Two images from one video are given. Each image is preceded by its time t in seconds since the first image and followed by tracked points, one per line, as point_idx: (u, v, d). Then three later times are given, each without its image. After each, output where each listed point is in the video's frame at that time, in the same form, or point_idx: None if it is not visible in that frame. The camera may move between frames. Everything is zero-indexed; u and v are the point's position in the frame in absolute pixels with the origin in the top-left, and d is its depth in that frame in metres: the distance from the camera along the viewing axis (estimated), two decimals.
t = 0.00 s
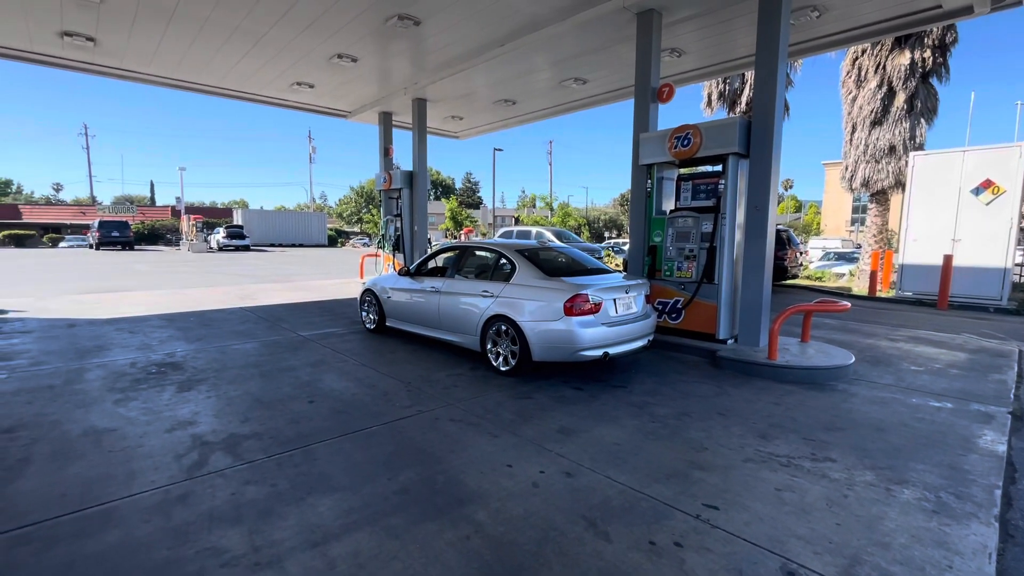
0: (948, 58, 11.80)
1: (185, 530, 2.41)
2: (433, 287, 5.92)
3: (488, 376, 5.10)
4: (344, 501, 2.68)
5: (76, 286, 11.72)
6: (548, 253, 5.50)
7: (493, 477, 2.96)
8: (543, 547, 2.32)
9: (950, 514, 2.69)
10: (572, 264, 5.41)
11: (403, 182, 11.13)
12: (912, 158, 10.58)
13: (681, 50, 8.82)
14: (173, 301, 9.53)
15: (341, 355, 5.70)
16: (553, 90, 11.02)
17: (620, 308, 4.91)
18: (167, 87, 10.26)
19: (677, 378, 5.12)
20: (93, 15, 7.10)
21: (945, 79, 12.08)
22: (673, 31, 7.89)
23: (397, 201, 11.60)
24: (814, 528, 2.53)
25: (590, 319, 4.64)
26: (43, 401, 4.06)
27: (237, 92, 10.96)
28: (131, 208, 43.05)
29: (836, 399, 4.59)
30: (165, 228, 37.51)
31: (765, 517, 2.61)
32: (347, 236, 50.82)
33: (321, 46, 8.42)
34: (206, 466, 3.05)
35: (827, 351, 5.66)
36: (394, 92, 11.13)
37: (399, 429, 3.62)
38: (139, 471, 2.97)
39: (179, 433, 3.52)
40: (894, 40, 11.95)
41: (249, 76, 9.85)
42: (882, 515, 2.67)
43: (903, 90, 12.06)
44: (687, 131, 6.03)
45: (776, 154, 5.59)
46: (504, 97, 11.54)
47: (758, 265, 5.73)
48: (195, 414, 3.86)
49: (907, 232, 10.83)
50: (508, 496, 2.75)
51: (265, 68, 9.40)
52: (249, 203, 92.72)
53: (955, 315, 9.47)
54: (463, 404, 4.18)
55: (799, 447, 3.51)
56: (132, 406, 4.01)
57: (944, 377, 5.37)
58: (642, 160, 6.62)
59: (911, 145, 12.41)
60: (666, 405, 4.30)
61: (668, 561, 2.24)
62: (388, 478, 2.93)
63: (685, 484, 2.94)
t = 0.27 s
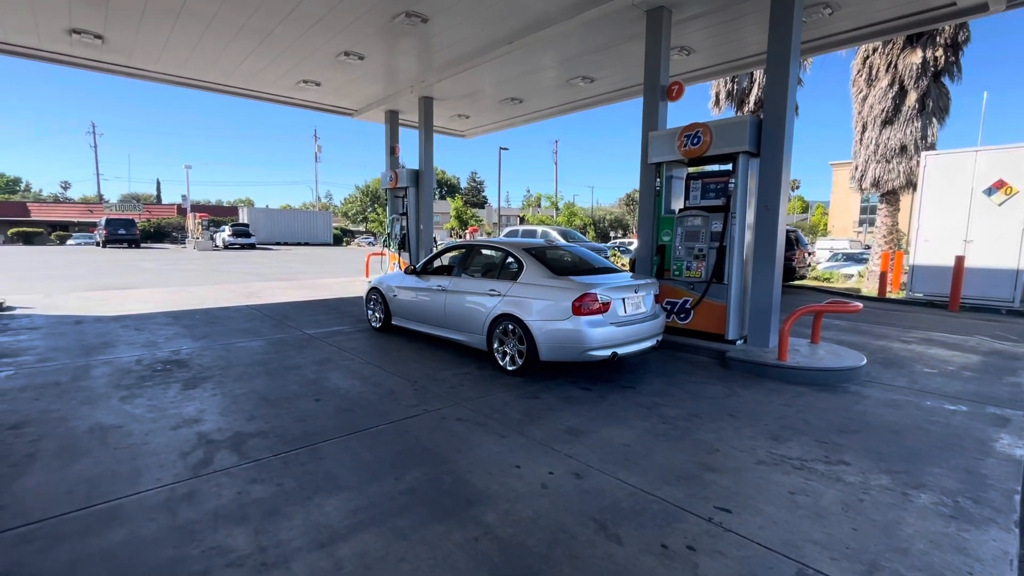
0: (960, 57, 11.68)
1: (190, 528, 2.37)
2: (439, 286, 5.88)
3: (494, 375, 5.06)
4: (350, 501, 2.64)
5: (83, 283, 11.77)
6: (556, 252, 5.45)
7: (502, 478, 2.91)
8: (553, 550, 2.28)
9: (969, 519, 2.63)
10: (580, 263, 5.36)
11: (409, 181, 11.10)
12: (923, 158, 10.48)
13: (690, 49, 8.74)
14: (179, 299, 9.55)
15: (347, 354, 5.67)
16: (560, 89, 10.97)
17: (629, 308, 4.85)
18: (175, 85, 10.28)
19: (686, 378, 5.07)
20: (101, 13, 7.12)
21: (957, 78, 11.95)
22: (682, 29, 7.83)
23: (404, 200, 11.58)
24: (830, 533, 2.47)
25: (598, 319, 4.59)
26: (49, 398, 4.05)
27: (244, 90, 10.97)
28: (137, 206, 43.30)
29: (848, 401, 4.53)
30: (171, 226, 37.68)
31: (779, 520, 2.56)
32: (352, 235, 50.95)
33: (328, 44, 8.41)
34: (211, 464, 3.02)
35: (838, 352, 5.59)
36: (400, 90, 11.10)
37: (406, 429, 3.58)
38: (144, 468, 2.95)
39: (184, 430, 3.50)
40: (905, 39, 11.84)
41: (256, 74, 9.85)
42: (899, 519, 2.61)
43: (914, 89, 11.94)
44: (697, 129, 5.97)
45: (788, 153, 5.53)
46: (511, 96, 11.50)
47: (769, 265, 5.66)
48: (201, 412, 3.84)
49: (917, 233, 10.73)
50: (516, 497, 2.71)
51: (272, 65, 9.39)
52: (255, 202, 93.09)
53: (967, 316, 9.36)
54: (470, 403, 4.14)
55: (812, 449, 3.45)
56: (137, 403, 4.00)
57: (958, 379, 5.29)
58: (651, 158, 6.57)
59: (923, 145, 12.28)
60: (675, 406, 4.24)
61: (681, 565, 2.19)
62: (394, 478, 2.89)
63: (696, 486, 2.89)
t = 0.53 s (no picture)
0: (971, 55, 11.55)
1: (191, 537, 2.28)
2: (445, 285, 5.78)
3: (501, 377, 4.96)
4: (356, 508, 2.55)
5: (85, 281, 11.70)
6: (563, 252, 5.35)
7: (512, 484, 2.82)
8: (568, 562, 2.18)
9: (1000, 531, 2.53)
10: (588, 263, 5.26)
11: (413, 179, 11.01)
12: (933, 157, 10.36)
13: (698, 46, 8.62)
14: (181, 297, 9.48)
15: (350, 354, 5.58)
16: (565, 87, 10.87)
17: (639, 308, 4.75)
18: (177, 82, 10.20)
19: (697, 381, 4.96)
20: (103, 8, 7.03)
21: (967, 77, 11.81)
22: (690, 25, 7.71)
23: (407, 199, 11.48)
24: (857, 545, 2.37)
25: (608, 320, 4.49)
26: (48, 398, 3.96)
27: (247, 87, 10.88)
28: (140, 204, 43.29)
29: (864, 405, 4.42)
30: (174, 225, 37.66)
31: (802, 532, 2.45)
32: (354, 234, 50.91)
33: (332, 40, 8.32)
34: (212, 468, 2.93)
35: (851, 355, 5.48)
36: (404, 88, 11.00)
37: (412, 432, 3.49)
38: (143, 472, 2.86)
39: (185, 433, 3.41)
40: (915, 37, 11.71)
41: (259, 71, 9.76)
42: (927, 531, 2.51)
43: (923, 88, 11.81)
44: (708, 126, 5.86)
45: (801, 151, 5.42)
46: (516, 94, 11.40)
47: (781, 266, 5.55)
48: (202, 413, 3.75)
49: (927, 233, 10.60)
50: (528, 505, 2.61)
51: (275, 62, 9.31)
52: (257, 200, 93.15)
53: (977, 318, 9.23)
54: (477, 406, 4.04)
55: (831, 456, 3.34)
56: (137, 404, 3.91)
57: (974, 383, 5.18)
58: (659, 156, 6.46)
59: (932, 144, 12.14)
60: (687, 409, 4.14)
61: None
62: (401, 484, 2.79)
63: (714, 494, 2.79)
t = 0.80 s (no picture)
0: (974, 56, 11.49)
1: (190, 547, 2.21)
2: (447, 286, 5.71)
3: (505, 379, 4.89)
4: (360, 516, 2.48)
5: (82, 280, 11.60)
6: (568, 252, 5.28)
7: (520, 492, 2.75)
8: (580, 574, 2.11)
9: (1022, 541, 2.46)
10: (593, 264, 5.19)
11: (413, 178, 10.93)
12: (936, 158, 10.31)
13: (702, 46, 8.54)
14: (180, 297, 9.39)
15: (351, 355, 5.50)
16: (567, 86, 10.79)
17: (645, 310, 4.68)
18: (176, 79, 10.11)
19: (703, 384, 4.90)
20: (101, 4, 6.94)
21: (970, 77, 11.75)
22: (695, 24, 7.63)
23: (407, 198, 11.40)
24: (876, 556, 2.30)
25: (614, 322, 4.42)
26: (44, 400, 3.89)
27: (246, 85, 10.79)
28: (138, 203, 43.14)
29: (874, 409, 4.36)
30: (173, 224, 37.53)
31: (819, 542, 2.39)
32: (353, 233, 50.79)
33: (332, 38, 8.23)
34: (212, 474, 2.85)
35: (858, 357, 5.41)
36: (405, 86, 10.91)
37: (416, 436, 3.42)
38: (141, 479, 2.78)
39: (184, 437, 3.33)
40: (918, 37, 11.66)
41: (259, 68, 9.67)
42: (947, 542, 2.44)
43: (926, 88, 11.75)
44: (714, 126, 5.79)
45: (808, 151, 5.35)
46: (517, 93, 11.32)
47: (787, 267, 5.49)
48: (201, 417, 3.68)
49: (930, 235, 10.55)
50: (537, 514, 2.54)
51: (276, 60, 9.22)
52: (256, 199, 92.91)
53: (981, 320, 9.18)
54: (481, 409, 3.97)
55: (844, 462, 3.28)
56: (136, 406, 3.83)
57: (983, 386, 5.12)
58: (664, 156, 6.39)
59: (935, 145, 12.08)
60: (695, 413, 4.08)
61: None
62: (406, 491, 2.72)
63: (726, 502, 2.72)
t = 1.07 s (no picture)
0: (971, 57, 11.51)
1: (180, 559, 2.14)
2: (444, 287, 5.65)
3: (503, 382, 4.83)
4: (357, 526, 2.42)
5: (75, 280, 11.47)
6: (567, 254, 5.22)
7: (520, 499, 2.69)
8: None
9: None
10: (592, 265, 5.14)
11: (410, 178, 10.86)
12: (933, 160, 10.32)
13: (700, 46, 8.51)
14: (174, 297, 9.29)
15: (348, 357, 5.43)
16: (565, 85, 10.73)
17: (645, 312, 4.64)
18: (171, 77, 9.99)
19: (703, 387, 4.86)
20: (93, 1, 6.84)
21: (967, 79, 11.77)
22: (694, 24, 7.59)
23: (404, 198, 11.32)
24: (883, 566, 2.26)
25: (614, 324, 4.37)
26: (33, 404, 3.80)
27: (242, 83, 10.70)
28: (133, 202, 42.89)
29: (875, 413, 4.33)
30: (168, 223, 37.30)
31: (826, 551, 2.34)
32: (350, 232, 50.62)
33: (329, 36, 8.16)
34: (204, 482, 2.79)
35: (859, 360, 5.38)
36: (402, 86, 10.84)
37: (414, 441, 3.36)
38: (131, 486, 2.71)
39: (176, 442, 3.26)
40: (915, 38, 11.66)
41: (255, 67, 9.58)
42: (955, 551, 2.40)
43: (923, 90, 11.77)
44: (713, 126, 5.75)
45: (809, 153, 5.32)
46: (515, 93, 11.26)
47: (788, 269, 5.46)
48: (195, 421, 3.61)
49: (926, 236, 10.55)
50: (538, 523, 2.49)
51: (272, 58, 9.12)
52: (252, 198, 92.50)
53: (979, 322, 9.19)
54: (479, 413, 3.91)
55: (847, 468, 3.24)
56: (127, 410, 3.76)
57: (984, 389, 5.09)
58: (663, 157, 6.34)
59: (932, 147, 12.10)
60: (696, 417, 4.03)
61: None
62: (404, 499, 2.66)
63: (730, 510, 2.67)
